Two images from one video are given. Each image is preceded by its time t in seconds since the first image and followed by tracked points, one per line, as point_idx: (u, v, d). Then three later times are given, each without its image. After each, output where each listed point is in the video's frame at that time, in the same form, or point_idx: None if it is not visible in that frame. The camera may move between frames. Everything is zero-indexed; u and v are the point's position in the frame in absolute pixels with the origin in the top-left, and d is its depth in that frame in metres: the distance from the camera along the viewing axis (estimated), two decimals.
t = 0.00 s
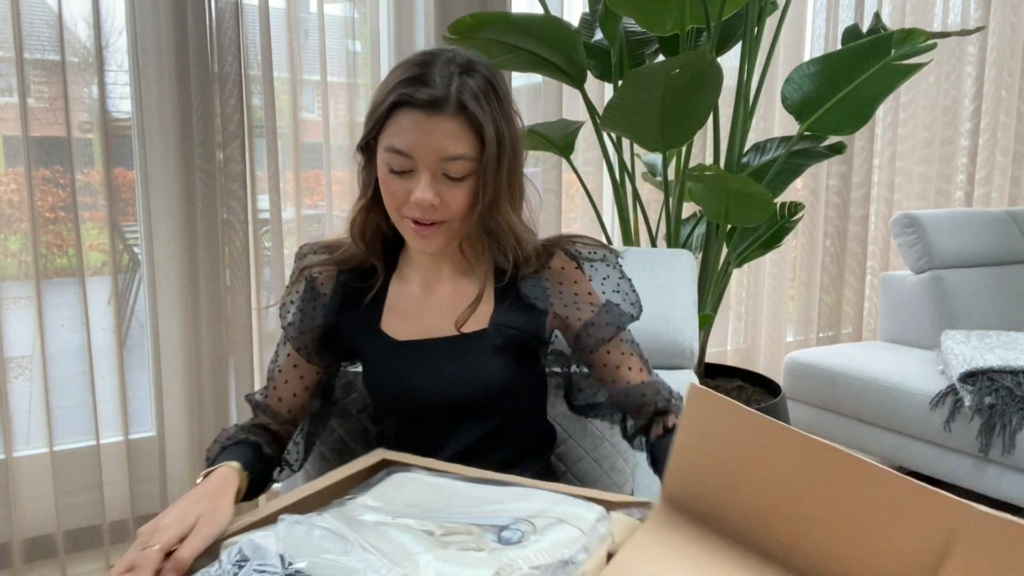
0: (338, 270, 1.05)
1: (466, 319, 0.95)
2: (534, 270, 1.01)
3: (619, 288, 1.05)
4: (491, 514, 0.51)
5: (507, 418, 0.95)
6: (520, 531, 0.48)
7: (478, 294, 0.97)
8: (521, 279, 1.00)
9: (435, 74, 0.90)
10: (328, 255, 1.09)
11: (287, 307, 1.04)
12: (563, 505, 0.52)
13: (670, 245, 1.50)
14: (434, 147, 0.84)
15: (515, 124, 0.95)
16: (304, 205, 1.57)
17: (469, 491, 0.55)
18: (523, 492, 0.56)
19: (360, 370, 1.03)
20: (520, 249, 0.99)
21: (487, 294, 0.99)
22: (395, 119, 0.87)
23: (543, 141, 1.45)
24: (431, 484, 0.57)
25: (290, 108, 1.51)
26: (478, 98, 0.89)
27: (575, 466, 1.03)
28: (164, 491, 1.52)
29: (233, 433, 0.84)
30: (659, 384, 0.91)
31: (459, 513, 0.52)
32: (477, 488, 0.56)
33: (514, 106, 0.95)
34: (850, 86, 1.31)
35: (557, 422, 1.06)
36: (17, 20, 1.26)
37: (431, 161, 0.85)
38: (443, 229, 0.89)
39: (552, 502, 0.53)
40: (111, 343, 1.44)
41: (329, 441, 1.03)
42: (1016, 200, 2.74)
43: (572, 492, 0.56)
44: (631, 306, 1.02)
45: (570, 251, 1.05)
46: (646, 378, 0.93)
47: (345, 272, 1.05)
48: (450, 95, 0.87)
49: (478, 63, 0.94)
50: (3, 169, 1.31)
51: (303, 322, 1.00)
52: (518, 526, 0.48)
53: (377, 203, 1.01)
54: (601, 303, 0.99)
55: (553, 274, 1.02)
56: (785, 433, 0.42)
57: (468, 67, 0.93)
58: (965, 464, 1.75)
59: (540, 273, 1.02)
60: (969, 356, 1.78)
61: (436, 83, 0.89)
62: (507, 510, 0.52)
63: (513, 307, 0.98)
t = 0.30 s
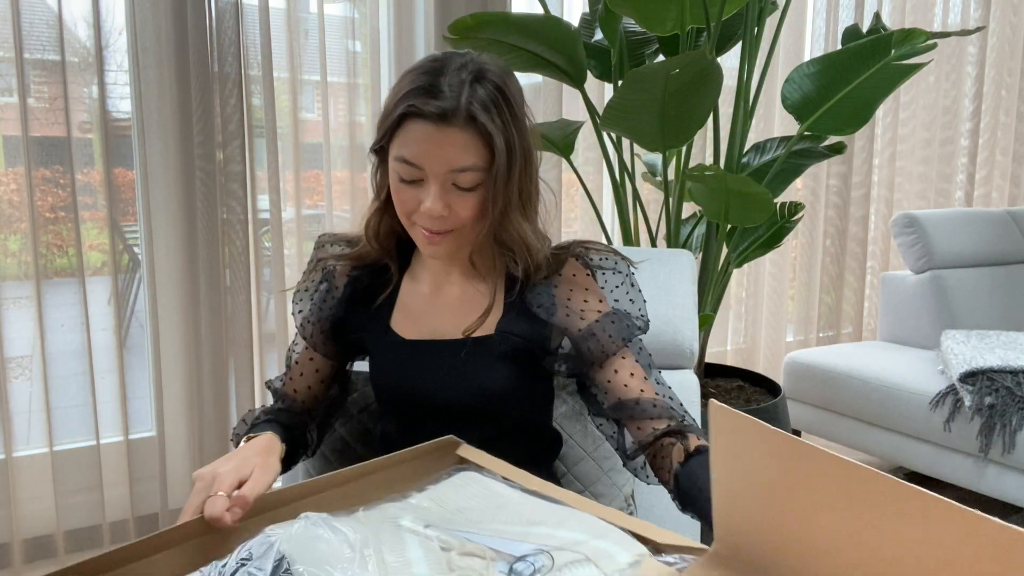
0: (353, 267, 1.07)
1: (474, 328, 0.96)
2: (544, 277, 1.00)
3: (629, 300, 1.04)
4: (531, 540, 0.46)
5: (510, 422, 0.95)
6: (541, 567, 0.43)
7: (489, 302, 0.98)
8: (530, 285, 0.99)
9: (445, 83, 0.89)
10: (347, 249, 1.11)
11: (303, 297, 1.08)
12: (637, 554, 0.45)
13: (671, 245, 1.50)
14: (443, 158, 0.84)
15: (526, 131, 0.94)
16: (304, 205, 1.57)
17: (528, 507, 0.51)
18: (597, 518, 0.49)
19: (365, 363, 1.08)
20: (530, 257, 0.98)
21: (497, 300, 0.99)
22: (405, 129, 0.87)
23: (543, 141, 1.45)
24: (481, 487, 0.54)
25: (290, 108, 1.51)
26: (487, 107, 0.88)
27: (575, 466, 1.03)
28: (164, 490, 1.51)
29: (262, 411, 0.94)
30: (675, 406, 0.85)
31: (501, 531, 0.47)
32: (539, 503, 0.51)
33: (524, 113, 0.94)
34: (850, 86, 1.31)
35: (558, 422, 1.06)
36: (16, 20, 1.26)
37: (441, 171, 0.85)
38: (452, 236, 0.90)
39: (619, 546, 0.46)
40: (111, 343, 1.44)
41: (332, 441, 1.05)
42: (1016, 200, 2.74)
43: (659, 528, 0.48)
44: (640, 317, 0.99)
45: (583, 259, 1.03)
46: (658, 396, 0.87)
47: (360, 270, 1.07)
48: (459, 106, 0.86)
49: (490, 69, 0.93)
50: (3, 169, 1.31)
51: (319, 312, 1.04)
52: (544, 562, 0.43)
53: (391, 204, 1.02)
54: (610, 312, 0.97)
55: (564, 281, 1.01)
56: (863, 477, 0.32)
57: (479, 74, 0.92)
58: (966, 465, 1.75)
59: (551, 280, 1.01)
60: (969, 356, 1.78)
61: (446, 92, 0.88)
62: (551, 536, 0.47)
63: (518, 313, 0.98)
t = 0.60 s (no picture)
0: (358, 268, 1.07)
1: (479, 336, 0.96)
2: (551, 286, 1.00)
3: (636, 315, 1.00)
4: (559, 560, 0.57)
5: (511, 429, 0.96)
6: None
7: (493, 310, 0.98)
8: (536, 295, 0.99)
9: (453, 84, 0.89)
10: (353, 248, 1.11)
11: (309, 294, 1.09)
12: None
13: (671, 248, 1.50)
14: (449, 161, 0.85)
15: (535, 133, 0.94)
16: (304, 206, 1.57)
17: (565, 529, 0.62)
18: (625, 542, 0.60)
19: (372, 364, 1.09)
20: (537, 264, 0.99)
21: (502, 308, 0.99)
22: (412, 130, 0.87)
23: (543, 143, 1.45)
24: (525, 505, 0.65)
25: (291, 109, 1.52)
26: (496, 109, 0.88)
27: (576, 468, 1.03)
28: (164, 492, 1.52)
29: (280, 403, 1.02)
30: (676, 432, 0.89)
31: (533, 547, 0.59)
32: (575, 523, 0.63)
33: (534, 114, 0.94)
34: (851, 90, 1.31)
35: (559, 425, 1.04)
36: (18, 21, 1.27)
37: (447, 174, 0.85)
38: (459, 238, 0.91)
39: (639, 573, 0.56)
40: (111, 344, 1.44)
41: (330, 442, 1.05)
42: (1015, 204, 2.74)
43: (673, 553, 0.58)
44: (648, 333, 0.98)
45: (592, 269, 1.02)
46: (660, 420, 0.91)
47: (364, 271, 1.07)
48: (468, 108, 0.86)
49: (501, 70, 0.93)
50: (3, 169, 1.31)
51: (325, 314, 1.05)
52: None
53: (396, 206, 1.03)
54: (618, 327, 0.97)
55: (571, 294, 1.00)
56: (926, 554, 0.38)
57: (489, 75, 0.92)
58: (965, 467, 1.75)
59: (558, 291, 1.00)
60: (969, 359, 1.79)
61: (454, 93, 0.88)
62: (580, 559, 0.57)
63: (524, 323, 0.97)
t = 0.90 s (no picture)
0: (357, 267, 1.08)
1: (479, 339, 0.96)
2: (551, 288, 1.00)
3: (639, 317, 1.01)
4: (560, 559, 0.58)
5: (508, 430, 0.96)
6: None
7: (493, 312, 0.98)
8: (537, 296, 0.99)
9: (446, 85, 0.88)
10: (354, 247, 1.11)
11: (309, 289, 1.09)
12: None
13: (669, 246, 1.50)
14: (441, 163, 0.85)
15: (531, 132, 0.93)
16: (302, 206, 1.57)
17: (573, 527, 0.63)
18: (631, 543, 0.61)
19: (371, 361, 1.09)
20: (538, 266, 0.98)
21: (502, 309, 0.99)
22: (405, 131, 0.87)
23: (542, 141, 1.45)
24: (536, 505, 0.67)
25: (289, 108, 1.52)
26: (489, 108, 0.88)
27: (574, 465, 1.05)
28: (162, 492, 1.51)
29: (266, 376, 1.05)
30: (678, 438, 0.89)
31: (537, 544, 0.60)
32: (583, 522, 0.64)
33: (529, 112, 0.93)
34: (849, 87, 1.31)
35: (559, 424, 1.04)
36: (15, 19, 1.26)
37: (440, 176, 0.85)
38: (455, 238, 0.91)
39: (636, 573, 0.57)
40: (109, 344, 1.44)
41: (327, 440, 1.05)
42: (1013, 202, 2.75)
43: (672, 554, 0.59)
44: (650, 335, 0.98)
45: (594, 270, 1.02)
46: (660, 425, 0.90)
47: (364, 271, 1.08)
48: (461, 108, 0.86)
49: (496, 68, 0.92)
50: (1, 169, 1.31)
51: (323, 310, 1.05)
52: None
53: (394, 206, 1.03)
54: (620, 329, 0.97)
55: (573, 294, 1.00)
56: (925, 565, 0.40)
57: (484, 74, 0.91)
58: (964, 465, 1.75)
59: (559, 293, 1.00)
60: (968, 356, 1.79)
61: (447, 94, 0.87)
62: (579, 559, 0.59)
63: (526, 325, 0.98)
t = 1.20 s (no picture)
0: (359, 267, 1.08)
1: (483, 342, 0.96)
2: (553, 288, 1.00)
3: (641, 317, 1.00)
4: (558, 559, 0.58)
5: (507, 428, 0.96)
6: None
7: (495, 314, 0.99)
8: (539, 296, 1.00)
9: (445, 92, 0.88)
10: (355, 247, 1.11)
11: (309, 288, 1.09)
12: None
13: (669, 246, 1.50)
14: (442, 170, 0.85)
15: (531, 137, 0.93)
16: (303, 206, 1.57)
17: (573, 526, 0.63)
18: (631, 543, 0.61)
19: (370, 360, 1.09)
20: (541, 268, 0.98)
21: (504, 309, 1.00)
22: (405, 139, 0.87)
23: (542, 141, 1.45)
24: (540, 503, 0.67)
25: (289, 109, 1.52)
26: (489, 116, 0.88)
27: (575, 467, 1.04)
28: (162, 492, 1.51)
29: (249, 363, 1.03)
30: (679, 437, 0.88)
31: (536, 543, 0.60)
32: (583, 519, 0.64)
33: (529, 118, 0.93)
34: (850, 87, 1.31)
35: (559, 423, 1.05)
36: (16, 20, 1.26)
37: (441, 183, 0.85)
38: (456, 244, 0.91)
39: (633, 572, 0.57)
40: (110, 344, 1.44)
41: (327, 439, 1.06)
42: (1013, 202, 2.75)
43: (671, 555, 0.58)
44: (653, 334, 0.97)
45: (596, 271, 1.02)
46: (661, 423, 0.89)
47: (366, 271, 1.08)
48: (461, 116, 0.85)
49: (495, 74, 0.92)
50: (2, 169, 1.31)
51: (324, 309, 1.06)
52: None
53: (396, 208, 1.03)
54: (622, 328, 0.96)
55: (576, 295, 1.01)
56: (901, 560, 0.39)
57: (483, 80, 0.91)
58: (964, 465, 1.75)
59: (561, 292, 1.01)
60: (968, 356, 1.79)
61: (447, 102, 0.87)
62: (577, 559, 0.58)
63: (529, 326, 0.98)
